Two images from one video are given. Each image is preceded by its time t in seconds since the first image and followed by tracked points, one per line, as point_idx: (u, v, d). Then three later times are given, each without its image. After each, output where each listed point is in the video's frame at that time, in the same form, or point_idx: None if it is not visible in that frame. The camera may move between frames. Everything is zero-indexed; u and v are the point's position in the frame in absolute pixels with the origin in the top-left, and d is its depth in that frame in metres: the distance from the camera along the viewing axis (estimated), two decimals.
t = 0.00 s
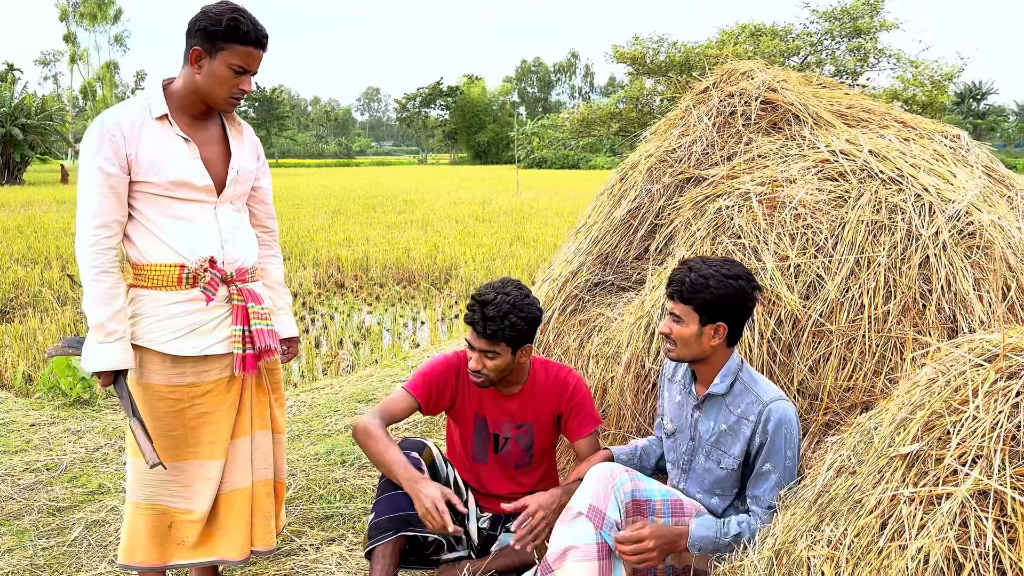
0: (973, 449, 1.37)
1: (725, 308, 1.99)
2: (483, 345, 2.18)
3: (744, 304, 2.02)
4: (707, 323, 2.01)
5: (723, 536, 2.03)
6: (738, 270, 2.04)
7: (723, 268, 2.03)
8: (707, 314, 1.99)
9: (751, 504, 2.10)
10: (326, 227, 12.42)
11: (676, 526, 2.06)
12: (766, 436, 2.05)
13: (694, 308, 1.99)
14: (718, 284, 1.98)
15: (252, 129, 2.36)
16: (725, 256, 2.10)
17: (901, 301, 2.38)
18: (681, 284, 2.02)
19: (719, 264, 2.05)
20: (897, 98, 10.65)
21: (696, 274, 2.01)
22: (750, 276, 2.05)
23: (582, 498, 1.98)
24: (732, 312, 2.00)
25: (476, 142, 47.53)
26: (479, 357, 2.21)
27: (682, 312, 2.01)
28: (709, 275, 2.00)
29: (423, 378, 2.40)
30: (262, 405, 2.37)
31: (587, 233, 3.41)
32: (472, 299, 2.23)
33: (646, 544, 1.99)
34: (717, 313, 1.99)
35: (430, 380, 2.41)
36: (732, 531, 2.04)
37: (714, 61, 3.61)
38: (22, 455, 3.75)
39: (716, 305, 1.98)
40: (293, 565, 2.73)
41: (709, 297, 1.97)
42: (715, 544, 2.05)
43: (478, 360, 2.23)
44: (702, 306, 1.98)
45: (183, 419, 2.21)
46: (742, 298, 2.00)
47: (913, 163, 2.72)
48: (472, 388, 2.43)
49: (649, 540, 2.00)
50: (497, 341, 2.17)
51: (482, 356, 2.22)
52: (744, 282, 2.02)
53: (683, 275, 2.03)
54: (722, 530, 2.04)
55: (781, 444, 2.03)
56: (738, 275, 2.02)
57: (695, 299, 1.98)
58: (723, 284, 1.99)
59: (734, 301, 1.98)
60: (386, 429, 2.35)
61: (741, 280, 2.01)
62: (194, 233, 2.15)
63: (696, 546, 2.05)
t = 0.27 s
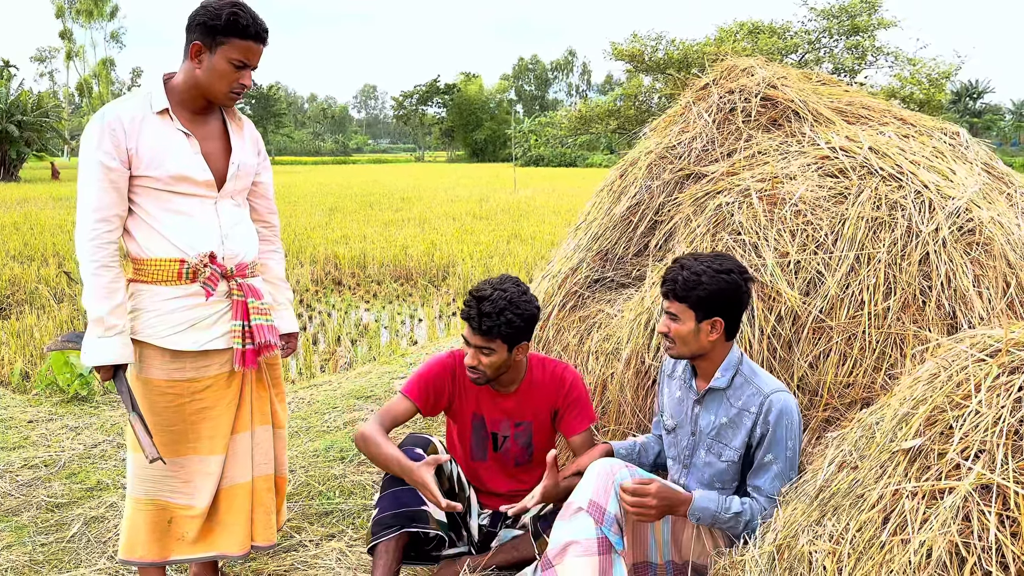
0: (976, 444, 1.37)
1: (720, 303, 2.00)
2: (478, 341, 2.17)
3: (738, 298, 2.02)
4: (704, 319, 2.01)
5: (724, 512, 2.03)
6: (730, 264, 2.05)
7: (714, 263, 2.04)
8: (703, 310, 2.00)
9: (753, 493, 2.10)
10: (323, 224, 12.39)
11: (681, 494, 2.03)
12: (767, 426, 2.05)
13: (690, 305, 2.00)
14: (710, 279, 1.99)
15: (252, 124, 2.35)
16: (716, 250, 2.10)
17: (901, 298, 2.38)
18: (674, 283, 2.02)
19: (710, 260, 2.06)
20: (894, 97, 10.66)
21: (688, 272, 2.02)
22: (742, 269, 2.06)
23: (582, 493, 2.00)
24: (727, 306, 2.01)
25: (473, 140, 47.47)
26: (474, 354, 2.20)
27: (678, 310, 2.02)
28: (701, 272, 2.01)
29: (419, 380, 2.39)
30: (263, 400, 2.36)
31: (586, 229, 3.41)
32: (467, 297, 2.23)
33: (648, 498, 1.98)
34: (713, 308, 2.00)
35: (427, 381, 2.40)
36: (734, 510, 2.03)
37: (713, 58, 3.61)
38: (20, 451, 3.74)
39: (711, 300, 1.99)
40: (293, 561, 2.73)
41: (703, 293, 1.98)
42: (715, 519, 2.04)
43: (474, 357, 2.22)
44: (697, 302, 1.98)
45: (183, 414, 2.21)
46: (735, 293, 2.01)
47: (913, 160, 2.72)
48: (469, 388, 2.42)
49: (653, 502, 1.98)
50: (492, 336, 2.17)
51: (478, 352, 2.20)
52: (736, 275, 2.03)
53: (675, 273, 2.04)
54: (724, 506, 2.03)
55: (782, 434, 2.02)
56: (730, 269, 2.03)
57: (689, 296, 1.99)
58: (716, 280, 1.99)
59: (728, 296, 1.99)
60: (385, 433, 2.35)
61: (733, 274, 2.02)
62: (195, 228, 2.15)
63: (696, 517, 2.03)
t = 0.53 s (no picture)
0: (987, 439, 1.37)
1: (718, 300, 1.99)
2: (478, 344, 2.16)
3: (736, 295, 2.02)
4: (702, 316, 2.01)
5: (725, 482, 2.04)
6: (728, 261, 2.04)
7: (712, 260, 2.04)
8: (702, 308, 1.99)
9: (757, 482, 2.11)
10: (323, 220, 12.38)
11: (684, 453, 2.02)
12: (767, 417, 2.07)
13: (687, 303, 2.00)
14: (708, 277, 1.98)
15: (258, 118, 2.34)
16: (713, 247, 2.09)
17: (907, 293, 2.37)
18: (671, 279, 2.02)
19: (707, 256, 2.05)
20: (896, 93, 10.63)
21: (686, 269, 2.02)
22: (739, 265, 2.05)
23: (588, 487, 1.99)
24: (725, 304, 2.01)
25: (474, 136, 47.42)
26: (474, 356, 2.20)
27: (677, 308, 2.02)
28: (698, 269, 2.01)
29: (417, 384, 2.39)
30: (267, 395, 2.36)
31: (590, 225, 3.40)
32: (465, 297, 2.22)
33: (648, 451, 1.96)
34: (711, 305, 1.99)
35: (425, 384, 2.40)
36: (735, 484, 2.05)
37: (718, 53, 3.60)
38: (23, 446, 3.74)
39: (709, 298, 1.98)
40: (298, 555, 2.73)
41: (700, 291, 1.98)
42: (716, 488, 2.05)
43: (473, 360, 2.22)
44: (695, 300, 1.98)
45: (187, 408, 2.21)
46: (733, 290, 2.00)
47: (918, 155, 2.71)
48: (467, 390, 2.42)
49: (652, 456, 1.96)
50: (492, 339, 2.16)
51: (477, 355, 2.20)
52: (734, 272, 2.03)
53: (673, 270, 2.04)
54: (726, 478, 2.05)
55: (783, 424, 2.03)
56: (727, 265, 2.03)
57: (687, 294, 1.98)
58: (713, 276, 1.99)
59: (726, 293, 1.99)
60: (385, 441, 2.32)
61: (730, 271, 2.02)
62: (198, 221, 2.14)
63: (697, 480, 2.04)
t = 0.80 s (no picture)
0: (997, 431, 1.36)
1: (720, 297, 2.01)
2: (471, 341, 2.16)
3: (737, 293, 2.03)
4: (704, 314, 2.03)
5: (724, 469, 2.08)
6: (729, 258, 2.05)
7: (713, 257, 2.05)
8: (703, 306, 2.01)
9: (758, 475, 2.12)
10: (326, 215, 12.37)
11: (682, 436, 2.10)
12: (771, 410, 2.09)
13: (689, 302, 2.01)
14: (709, 275, 2.00)
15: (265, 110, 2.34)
16: (715, 243, 2.09)
17: (914, 288, 2.37)
18: (672, 279, 2.03)
19: (709, 253, 2.06)
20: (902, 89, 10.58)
21: (687, 268, 2.02)
22: (740, 262, 2.06)
23: (593, 481, 2.00)
24: (726, 302, 2.02)
25: (477, 132, 47.35)
26: (468, 353, 2.20)
27: (678, 305, 2.03)
28: (699, 268, 2.01)
29: (419, 384, 2.40)
30: (273, 388, 2.36)
31: (595, 219, 3.40)
32: (460, 294, 2.22)
33: (643, 429, 2.07)
34: (712, 303, 2.01)
35: (426, 383, 2.41)
36: (734, 472, 2.09)
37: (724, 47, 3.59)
38: (28, 439, 3.75)
39: (710, 296, 2.00)
40: (303, 547, 2.73)
41: (702, 289, 1.99)
42: (714, 474, 2.10)
43: (468, 356, 2.21)
44: (696, 299, 2.00)
45: (194, 401, 2.21)
46: (734, 285, 2.02)
47: (926, 149, 2.70)
48: (468, 388, 2.42)
49: (647, 431, 2.07)
50: (486, 335, 2.16)
51: (472, 352, 2.19)
52: (735, 269, 2.04)
53: (674, 269, 2.04)
54: (726, 465, 2.09)
55: (786, 416, 2.07)
56: (729, 262, 2.04)
57: (688, 293, 2.00)
58: (715, 274, 2.00)
59: (727, 291, 2.00)
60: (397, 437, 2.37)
61: (732, 268, 2.03)
62: (201, 212, 2.14)
63: (695, 466, 2.10)
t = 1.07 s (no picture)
0: (1007, 429, 1.35)
1: (725, 300, 2.01)
2: (481, 319, 2.18)
3: (742, 295, 2.04)
4: (709, 316, 2.03)
5: (737, 479, 2.08)
6: (736, 261, 2.05)
7: (719, 259, 2.05)
8: (708, 307, 2.01)
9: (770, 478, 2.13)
10: (331, 212, 12.38)
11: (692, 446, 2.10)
12: (780, 414, 2.09)
13: (695, 303, 2.01)
14: (715, 277, 2.00)
15: (276, 104, 2.34)
16: (723, 244, 2.09)
17: (921, 285, 2.36)
18: (678, 279, 2.03)
19: (715, 255, 2.06)
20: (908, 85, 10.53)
21: (693, 269, 2.02)
22: (747, 265, 2.07)
23: (602, 478, 1.99)
24: (731, 304, 2.03)
25: (481, 129, 47.31)
26: (477, 334, 2.21)
27: (683, 306, 2.03)
28: (705, 269, 2.01)
29: (430, 374, 2.40)
30: (279, 383, 2.37)
31: (601, 216, 3.39)
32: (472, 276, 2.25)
33: (650, 434, 2.10)
34: (718, 305, 2.01)
35: (437, 373, 2.41)
36: (747, 480, 2.08)
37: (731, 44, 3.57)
38: (35, 435, 3.77)
39: (716, 298, 2.00)
40: (309, 544, 2.74)
41: (707, 291, 1.99)
42: (727, 484, 2.09)
43: (477, 337, 2.22)
44: (702, 301, 2.00)
45: (200, 396, 2.21)
46: (739, 289, 2.02)
47: (934, 146, 2.69)
48: (479, 379, 2.42)
49: (655, 436, 2.09)
50: (494, 314, 2.18)
51: (481, 332, 2.21)
52: (741, 272, 2.04)
53: (680, 269, 2.04)
54: (738, 474, 2.08)
55: (796, 421, 2.07)
56: (735, 265, 2.04)
57: (694, 294, 2.00)
58: (720, 277, 2.00)
59: (732, 293, 2.00)
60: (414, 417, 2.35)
61: (738, 271, 2.03)
62: (207, 207, 2.14)
63: (708, 478, 2.09)
